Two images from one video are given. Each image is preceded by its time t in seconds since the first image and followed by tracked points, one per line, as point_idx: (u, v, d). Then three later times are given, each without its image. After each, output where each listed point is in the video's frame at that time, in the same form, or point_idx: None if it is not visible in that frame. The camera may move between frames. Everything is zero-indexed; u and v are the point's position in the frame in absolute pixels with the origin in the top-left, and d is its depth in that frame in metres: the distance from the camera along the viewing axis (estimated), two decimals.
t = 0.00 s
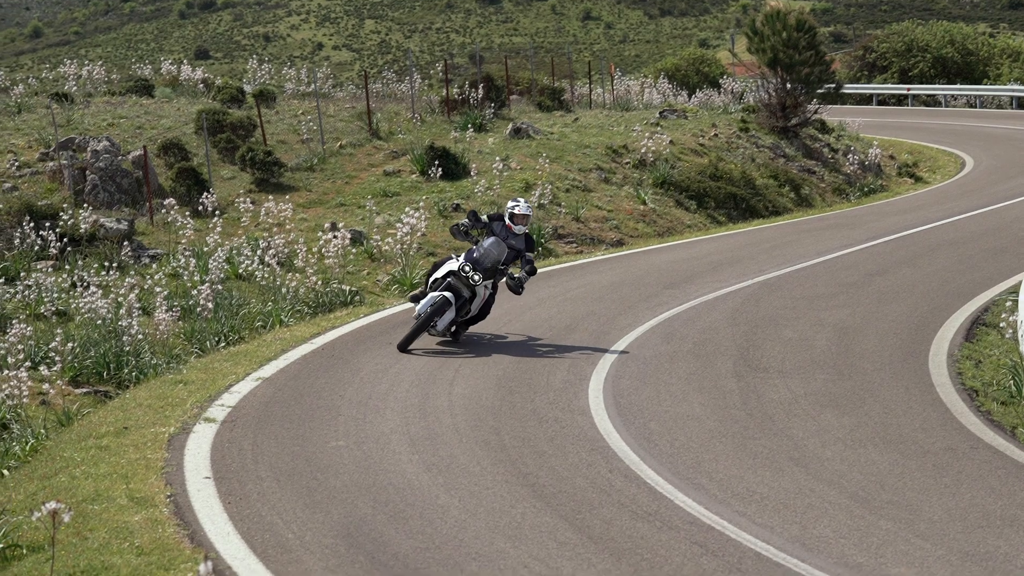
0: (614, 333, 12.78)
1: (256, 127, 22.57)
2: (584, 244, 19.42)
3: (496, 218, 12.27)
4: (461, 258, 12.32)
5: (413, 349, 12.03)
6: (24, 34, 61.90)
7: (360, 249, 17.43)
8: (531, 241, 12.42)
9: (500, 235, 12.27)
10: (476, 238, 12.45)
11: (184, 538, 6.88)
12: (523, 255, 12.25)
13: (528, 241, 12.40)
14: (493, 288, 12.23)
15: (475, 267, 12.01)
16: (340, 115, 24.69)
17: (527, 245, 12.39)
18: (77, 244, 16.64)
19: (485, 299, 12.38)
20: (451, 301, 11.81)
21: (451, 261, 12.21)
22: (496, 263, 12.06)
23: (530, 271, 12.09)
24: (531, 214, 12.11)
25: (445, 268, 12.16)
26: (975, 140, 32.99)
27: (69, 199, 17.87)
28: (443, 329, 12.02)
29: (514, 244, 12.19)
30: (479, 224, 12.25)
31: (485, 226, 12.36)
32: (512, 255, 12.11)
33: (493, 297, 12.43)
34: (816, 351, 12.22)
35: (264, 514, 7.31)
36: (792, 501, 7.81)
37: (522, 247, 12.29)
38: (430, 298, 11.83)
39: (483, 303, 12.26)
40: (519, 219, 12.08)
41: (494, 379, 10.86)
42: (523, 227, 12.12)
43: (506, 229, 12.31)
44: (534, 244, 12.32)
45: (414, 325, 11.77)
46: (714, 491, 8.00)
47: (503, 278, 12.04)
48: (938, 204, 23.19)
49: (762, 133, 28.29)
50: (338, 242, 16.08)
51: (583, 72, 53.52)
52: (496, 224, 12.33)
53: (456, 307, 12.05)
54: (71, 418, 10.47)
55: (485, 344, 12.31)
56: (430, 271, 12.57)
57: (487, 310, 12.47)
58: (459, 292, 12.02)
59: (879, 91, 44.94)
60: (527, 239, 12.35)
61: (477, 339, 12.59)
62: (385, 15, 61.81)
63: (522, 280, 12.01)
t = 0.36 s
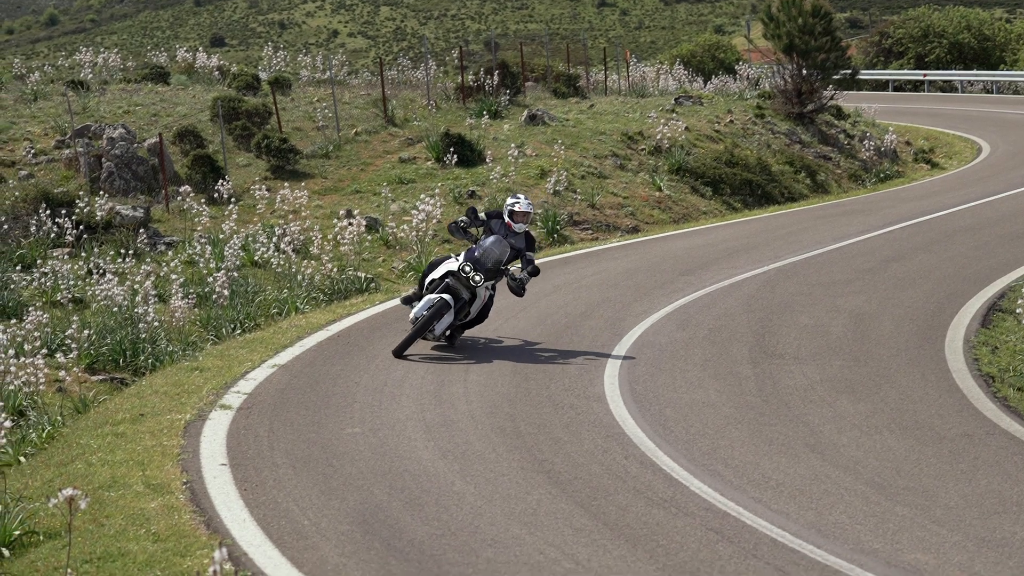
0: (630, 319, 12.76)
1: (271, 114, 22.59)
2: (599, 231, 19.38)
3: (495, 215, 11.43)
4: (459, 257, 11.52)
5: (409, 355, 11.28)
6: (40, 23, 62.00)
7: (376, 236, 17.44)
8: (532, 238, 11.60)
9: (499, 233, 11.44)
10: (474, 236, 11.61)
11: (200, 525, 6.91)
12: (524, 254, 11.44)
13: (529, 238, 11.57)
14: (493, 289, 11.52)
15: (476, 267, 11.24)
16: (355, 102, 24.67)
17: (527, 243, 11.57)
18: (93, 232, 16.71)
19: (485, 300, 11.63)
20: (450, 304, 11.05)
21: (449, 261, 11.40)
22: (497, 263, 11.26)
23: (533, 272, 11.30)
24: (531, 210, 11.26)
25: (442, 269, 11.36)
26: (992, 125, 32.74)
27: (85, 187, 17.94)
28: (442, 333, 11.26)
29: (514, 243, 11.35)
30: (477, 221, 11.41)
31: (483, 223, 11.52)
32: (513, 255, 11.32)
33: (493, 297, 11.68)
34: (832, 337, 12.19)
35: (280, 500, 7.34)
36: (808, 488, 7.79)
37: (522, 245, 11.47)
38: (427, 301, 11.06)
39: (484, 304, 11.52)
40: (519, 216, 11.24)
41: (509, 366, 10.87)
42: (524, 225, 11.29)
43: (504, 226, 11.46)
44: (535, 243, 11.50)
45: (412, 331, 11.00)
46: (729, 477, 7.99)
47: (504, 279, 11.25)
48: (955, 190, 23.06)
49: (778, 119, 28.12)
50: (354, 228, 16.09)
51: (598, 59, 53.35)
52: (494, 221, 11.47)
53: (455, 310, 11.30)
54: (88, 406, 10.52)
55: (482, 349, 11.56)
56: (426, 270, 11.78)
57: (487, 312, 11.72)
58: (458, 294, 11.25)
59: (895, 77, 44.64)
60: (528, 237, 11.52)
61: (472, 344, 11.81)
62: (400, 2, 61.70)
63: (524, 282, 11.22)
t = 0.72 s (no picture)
0: (643, 307, 12.75)
1: (283, 102, 22.60)
2: (611, 219, 19.34)
3: (496, 214, 10.65)
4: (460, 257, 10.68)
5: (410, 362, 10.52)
6: (53, 11, 62.10)
7: (388, 224, 17.45)
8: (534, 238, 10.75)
9: (500, 232, 10.66)
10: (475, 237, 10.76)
11: (213, 512, 6.93)
12: (527, 254, 10.61)
13: (531, 238, 10.72)
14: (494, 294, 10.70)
15: (480, 269, 10.27)
16: (367, 90, 24.65)
17: (529, 243, 10.72)
18: (106, 220, 16.77)
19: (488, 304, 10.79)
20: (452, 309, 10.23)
21: (450, 263, 10.54)
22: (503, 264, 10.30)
23: (539, 273, 10.50)
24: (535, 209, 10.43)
25: (444, 271, 10.51)
26: (1006, 112, 32.57)
27: (98, 175, 18.00)
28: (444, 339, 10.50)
29: (517, 243, 10.55)
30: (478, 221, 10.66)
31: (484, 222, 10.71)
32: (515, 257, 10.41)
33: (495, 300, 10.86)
34: (845, 323, 12.16)
35: (293, 488, 7.36)
36: (821, 475, 7.78)
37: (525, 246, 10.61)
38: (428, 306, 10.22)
39: (486, 308, 10.68)
40: (522, 215, 10.43)
41: (522, 354, 10.87)
42: (527, 224, 10.45)
43: (506, 226, 10.66)
44: (538, 242, 10.69)
45: (412, 339, 10.21)
46: (742, 464, 7.98)
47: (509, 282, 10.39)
48: (968, 176, 22.95)
49: (790, 106, 27.99)
50: (366, 216, 16.09)
51: (610, 46, 53.20)
52: (495, 220, 10.67)
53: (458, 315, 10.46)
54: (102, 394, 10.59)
55: (480, 356, 10.83)
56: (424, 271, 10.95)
57: (489, 316, 10.91)
58: (460, 298, 10.43)
59: (908, 64, 44.39)
60: (529, 237, 10.68)
61: (469, 351, 11.07)
62: None
63: (529, 284, 10.45)
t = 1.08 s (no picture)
0: (654, 294, 12.73)
1: (294, 90, 22.61)
2: (622, 206, 19.31)
3: (502, 214, 9.83)
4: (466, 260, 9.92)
5: (415, 373, 9.81)
6: None
7: (399, 212, 17.45)
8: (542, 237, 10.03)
9: (507, 233, 9.86)
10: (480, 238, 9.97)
11: (225, 500, 6.95)
12: (537, 256, 9.93)
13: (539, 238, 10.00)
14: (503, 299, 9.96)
15: (491, 273, 9.61)
16: (378, 78, 24.63)
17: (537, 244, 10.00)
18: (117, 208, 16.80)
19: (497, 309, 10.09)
20: (463, 315, 9.51)
21: (457, 266, 9.77)
22: (513, 267, 9.64)
23: (551, 277, 9.82)
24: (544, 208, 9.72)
25: (450, 275, 9.74)
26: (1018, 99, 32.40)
27: (109, 164, 18.03)
28: (452, 348, 9.78)
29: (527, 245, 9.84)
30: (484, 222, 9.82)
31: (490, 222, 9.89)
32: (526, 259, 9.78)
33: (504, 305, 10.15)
34: (856, 310, 12.13)
35: (304, 476, 7.38)
36: (832, 461, 7.77)
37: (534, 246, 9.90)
38: (436, 313, 9.50)
39: (496, 313, 9.98)
40: (530, 215, 9.70)
41: (533, 342, 10.87)
42: (536, 223, 9.75)
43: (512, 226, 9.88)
44: (547, 243, 9.95)
45: (419, 349, 9.48)
46: (752, 451, 7.98)
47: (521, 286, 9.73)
48: (980, 163, 22.86)
49: (801, 93, 27.84)
50: (376, 203, 16.09)
51: (621, 34, 53.06)
52: (500, 220, 9.88)
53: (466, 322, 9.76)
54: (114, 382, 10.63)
55: (485, 366, 10.14)
56: (428, 273, 10.15)
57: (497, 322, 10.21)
58: (469, 304, 9.70)
59: (919, 50, 44.16)
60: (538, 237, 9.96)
61: (473, 360, 10.36)
62: None
63: (541, 288, 9.77)
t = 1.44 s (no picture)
0: (662, 281, 12.73)
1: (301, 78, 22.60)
2: (629, 193, 19.28)
3: (514, 214, 9.07)
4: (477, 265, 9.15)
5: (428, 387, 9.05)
6: None
7: (406, 200, 17.44)
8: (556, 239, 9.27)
9: (519, 234, 9.07)
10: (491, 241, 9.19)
11: (233, 487, 6.98)
12: (553, 259, 9.18)
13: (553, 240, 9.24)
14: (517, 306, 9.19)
15: (507, 277, 8.83)
16: (385, 65, 24.60)
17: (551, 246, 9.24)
18: (125, 196, 16.83)
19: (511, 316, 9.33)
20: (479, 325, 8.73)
21: (470, 271, 8.97)
22: (529, 271, 8.88)
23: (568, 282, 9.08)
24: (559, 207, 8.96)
25: (463, 280, 8.94)
26: None
27: (117, 152, 18.05)
28: (467, 359, 9.02)
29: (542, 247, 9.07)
30: (496, 222, 9.04)
31: (501, 222, 9.08)
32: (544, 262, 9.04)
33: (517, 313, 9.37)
34: (864, 296, 12.12)
35: (312, 463, 7.40)
36: (839, 447, 7.77)
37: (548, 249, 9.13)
38: (449, 322, 8.73)
39: (511, 321, 9.21)
40: (544, 215, 8.95)
41: (541, 329, 10.88)
42: (551, 224, 8.97)
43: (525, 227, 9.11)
44: (562, 244, 9.24)
45: (434, 362, 8.70)
46: (760, 438, 7.97)
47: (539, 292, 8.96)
48: (989, 149, 22.79)
49: (809, 79, 27.72)
50: (383, 191, 16.08)
51: (629, 21, 52.90)
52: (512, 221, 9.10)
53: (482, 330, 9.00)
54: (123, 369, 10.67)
55: (497, 377, 9.43)
56: (436, 278, 9.34)
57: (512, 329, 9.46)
58: (485, 312, 8.95)
59: (928, 36, 43.96)
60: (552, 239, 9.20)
61: (482, 371, 9.64)
62: None
63: (558, 293, 9.02)
